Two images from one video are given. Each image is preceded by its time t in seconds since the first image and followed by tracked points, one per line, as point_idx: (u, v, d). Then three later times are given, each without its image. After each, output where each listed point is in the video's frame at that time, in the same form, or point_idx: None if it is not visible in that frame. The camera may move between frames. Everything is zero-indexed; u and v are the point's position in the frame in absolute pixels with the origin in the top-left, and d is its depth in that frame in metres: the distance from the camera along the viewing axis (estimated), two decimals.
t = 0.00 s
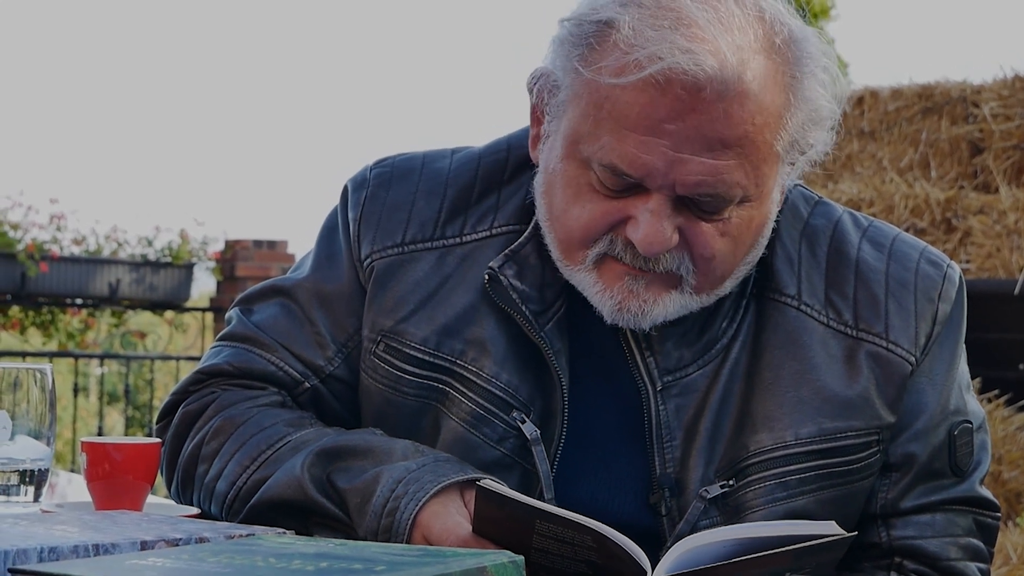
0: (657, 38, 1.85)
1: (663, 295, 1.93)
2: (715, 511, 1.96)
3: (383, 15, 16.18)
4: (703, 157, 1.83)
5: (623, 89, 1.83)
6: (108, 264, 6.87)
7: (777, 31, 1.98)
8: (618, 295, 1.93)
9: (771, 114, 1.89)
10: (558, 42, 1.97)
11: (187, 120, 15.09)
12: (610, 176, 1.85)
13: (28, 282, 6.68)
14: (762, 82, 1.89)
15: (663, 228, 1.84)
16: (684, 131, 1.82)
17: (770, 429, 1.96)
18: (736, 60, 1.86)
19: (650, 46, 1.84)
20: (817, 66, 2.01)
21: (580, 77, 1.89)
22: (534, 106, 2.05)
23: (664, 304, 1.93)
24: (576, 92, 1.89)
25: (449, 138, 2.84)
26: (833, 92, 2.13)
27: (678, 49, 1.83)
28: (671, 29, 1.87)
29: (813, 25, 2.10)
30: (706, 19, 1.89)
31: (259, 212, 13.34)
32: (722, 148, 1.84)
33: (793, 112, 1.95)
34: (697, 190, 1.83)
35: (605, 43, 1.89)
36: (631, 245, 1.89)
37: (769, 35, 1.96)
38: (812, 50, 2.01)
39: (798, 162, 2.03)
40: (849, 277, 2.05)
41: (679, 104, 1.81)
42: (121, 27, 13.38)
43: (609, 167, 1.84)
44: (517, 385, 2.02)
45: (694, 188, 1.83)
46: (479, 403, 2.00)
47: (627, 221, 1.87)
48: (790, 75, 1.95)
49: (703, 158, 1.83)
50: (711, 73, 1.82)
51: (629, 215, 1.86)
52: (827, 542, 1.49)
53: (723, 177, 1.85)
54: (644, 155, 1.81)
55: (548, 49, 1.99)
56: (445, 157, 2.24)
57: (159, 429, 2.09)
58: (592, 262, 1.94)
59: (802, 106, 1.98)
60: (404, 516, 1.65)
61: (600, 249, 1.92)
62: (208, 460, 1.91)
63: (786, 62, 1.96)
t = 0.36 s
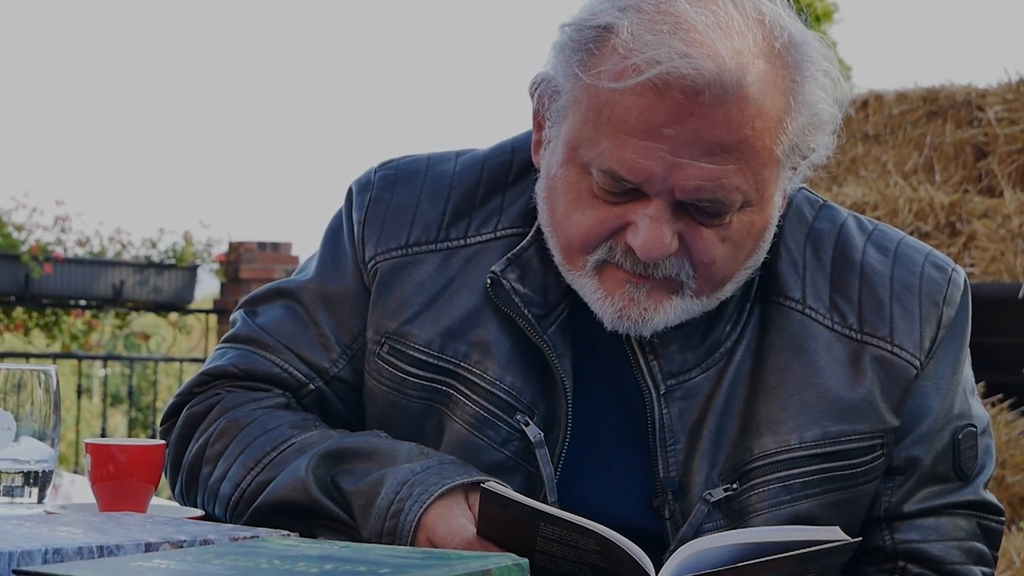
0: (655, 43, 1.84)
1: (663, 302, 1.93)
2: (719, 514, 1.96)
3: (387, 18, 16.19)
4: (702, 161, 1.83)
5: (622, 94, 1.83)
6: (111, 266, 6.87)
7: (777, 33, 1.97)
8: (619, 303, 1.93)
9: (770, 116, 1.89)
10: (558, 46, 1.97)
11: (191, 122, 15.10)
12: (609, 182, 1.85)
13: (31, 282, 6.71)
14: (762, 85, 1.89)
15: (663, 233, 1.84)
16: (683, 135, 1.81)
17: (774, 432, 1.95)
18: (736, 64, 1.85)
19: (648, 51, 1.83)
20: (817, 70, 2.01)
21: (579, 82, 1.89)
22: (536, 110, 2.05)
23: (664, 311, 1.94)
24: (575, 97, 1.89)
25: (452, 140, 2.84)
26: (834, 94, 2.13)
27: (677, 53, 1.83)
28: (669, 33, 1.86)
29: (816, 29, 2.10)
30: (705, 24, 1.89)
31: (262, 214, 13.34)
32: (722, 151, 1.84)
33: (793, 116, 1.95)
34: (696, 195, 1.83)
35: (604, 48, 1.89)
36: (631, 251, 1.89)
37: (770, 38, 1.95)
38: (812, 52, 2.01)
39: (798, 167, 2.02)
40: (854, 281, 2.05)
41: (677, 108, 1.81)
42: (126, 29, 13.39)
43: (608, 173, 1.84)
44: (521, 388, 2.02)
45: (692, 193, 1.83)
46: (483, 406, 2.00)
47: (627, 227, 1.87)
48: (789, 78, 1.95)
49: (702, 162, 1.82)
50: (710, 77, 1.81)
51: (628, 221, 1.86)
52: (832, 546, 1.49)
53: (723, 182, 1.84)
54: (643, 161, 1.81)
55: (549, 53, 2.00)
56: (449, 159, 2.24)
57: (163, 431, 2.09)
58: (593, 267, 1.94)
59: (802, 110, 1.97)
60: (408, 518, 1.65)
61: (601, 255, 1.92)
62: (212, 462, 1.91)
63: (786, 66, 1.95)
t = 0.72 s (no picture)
0: (659, 44, 1.84)
1: (671, 298, 1.93)
2: (722, 516, 1.96)
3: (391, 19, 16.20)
4: (707, 163, 1.83)
5: (626, 96, 1.83)
6: (115, 266, 6.91)
7: (781, 35, 1.97)
8: (626, 298, 1.93)
9: (775, 117, 1.89)
10: (562, 49, 1.97)
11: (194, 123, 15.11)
12: (614, 184, 1.85)
13: (35, 282, 6.68)
14: (766, 87, 1.89)
15: (667, 234, 1.85)
16: (687, 137, 1.81)
17: (777, 435, 1.95)
18: (740, 66, 1.85)
19: (652, 52, 1.83)
20: (821, 71, 2.01)
21: (584, 84, 1.89)
22: (540, 113, 2.05)
23: (672, 306, 1.93)
24: (580, 99, 1.89)
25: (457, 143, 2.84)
26: (839, 96, 2.12)
27: (681, 54, 1.82)
28: (673, 34, 1.86)
29: (820, 32, 2.10)
30: (709, 26, 1.89)
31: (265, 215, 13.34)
32: (726, 153, 1.84)
33: (797, 118, 1.94)
34: (701, 196, 1.83)
35: (608, 50, 1.89)
36: (637, 252, 1.89)
37: (773, 40, 1.95)
38: (816, 54, 2.00)
39: (802, 169, 2.02)
40: (857, 284, 2.05)
41: (681, 109, 1.81)
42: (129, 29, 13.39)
43: (612, 175, 1.84)
44: (525, 391, 2.02)
45: (697, 195, 1.83)
46: (487, 409, 2.00)
47: (632, 228, 1.87)
48: (793, 80, 1.95)
49: (706, 164, 1.82)
50: (714, 78, 1.81)
51: (633, 223, 1.87)
52: (836, 547, 1.49)
53: (727, 183, 1.84)
54: (647, 162, 1.81)
55: (553, 56, 2.00)
56: (454, 162, 2.25)
57: (167, 432, 2.09)
58: (598, 268, 1.94)
59: (806, 112, 1.97)
60: (412, 519, 1.65)
61: (606, 257, 1.92)
62: (216, 462, 1.91)
63: (789, 69, 1.95)
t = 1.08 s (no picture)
0: (660, 44, 1.85)
1: (674, 298, 1.93)
2: (722, 516, 1.96)
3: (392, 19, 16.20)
4: (709, 162, 1.83)
5: (627, 96, 1.83)
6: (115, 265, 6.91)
7: (782, 34, 1.97)
8: (630, 299, 1.93)
9: (776, 117, 1.89)
10: (562, 50, 1.97)
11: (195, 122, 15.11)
12: (616, 184, 1.85)
13: (35, 281, 6.69)
14: (767, 86, 1.89)
15: (670, 234, 1.85)
16: (688, 137, 1.81)
17: (777, 435, 1.95)
18: (741, 65, 1.85)
19: (653, 52, 1.83)
20: (821, 70, 2.01)
21: (585, 84, 1.89)
22: (541, 114, 2.06)
23: (675, 307, 1.93)
24: (581, 100, 1.89)
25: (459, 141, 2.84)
26: (840, 95, 2.12)
27: (682, 54, 1.83)
28: (674, 34, 1.86)
29: (821, 32, 2.10)
30: (710, 26, 1.89)
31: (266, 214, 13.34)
32: (728, 152, 1.84)
33: (798, 117, 1.94)
34: (703, 196, 1.83)
35: (610, 50, 1.89)
36: (639, 253, 1.89)
37: (774, 39, 1.95)
38: (817, 53, 2.00)
39: (803, 169, 2.02)
40: (858, 284, 2.05)
41: (683, 109, 1.81)
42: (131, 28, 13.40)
43: (614, 175, 1.84)
44: (526, 391, 2.02)
45: (699, 194, 1.83)
46: (487, 408, 2.00)
47: (635, 229, 1.87)
48: (795, 79, 1.95)
49: (708, 163, 1.82)
50: (716, 78, 1.81)
51: (636, 223, 1.87)
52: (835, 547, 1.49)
53: (729, 182, 1.85)
54: (650, 162, 1.81)
55: (554, 57, 2.00)
56: (456, 160, 2.25)
57: (167, 430, 2.09)
58: (601, 269, 1.94)
59: (808, 111, 1.97)
60: (412, 518, 1.65)
61: (608, 258, 1.92)
62: (216, 461, 1.92)
63: (791, 68, 1.95)
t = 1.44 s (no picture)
0: (663, 38, 1.85)
1: (673, 297, 1.93)
2: (722, 513, 1.95)
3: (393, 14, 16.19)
4: (711, 156, 1.82)
5: (630, 89, 1.83)
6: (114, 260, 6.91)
7: (785, 30, 1.97)
8: (630, 297, 1.93)
9: (778, 111, 1.89)
10: (565, 45, 1.97)
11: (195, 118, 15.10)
12: (618, 178, 1.85)
13: (36, 277, 6.68)
14: (770, 81, 1.89)
15: (671, 229, 1.84)
16: (691, 130, 1.81)
17: (777, 432, 1.95)
18: (744, 59, 1.86)
19: (657, 46, 1.83)
20: (824, 66, 2.01)
21: (588, 79, 1.89)
22: (543, 110, 2.06)
23: (674, 306, 1.93)
24: (584, 94, 1.89)
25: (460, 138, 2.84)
26: (842, 92, 2.12)
27: (685, 47, 1.83)
28: (677, 28, 1.86)
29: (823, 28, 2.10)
30: (714, 20, 1.89)
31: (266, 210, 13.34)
32: (730, 147, 1.83)
33: (800, 113, 1.94)
34: (706, 189, 1.83)
35: (613, 44, 1.89)
36: (641, 247, 1.89)
37: (777, 34, 1.95)
38: (820, 49, 2.01)
39: (805, 165, 2.02)
40: (858, 281, 2.05)
41: (686, 102, 1.81)
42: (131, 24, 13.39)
43: (617, 169, 1.84)
44: (526, 387, 2.02)
45: (702, 188, 1.83)
46: (487, 404, 2.00)
47: (637, 223, 1.87)
48: (798, 74, 1.95)
49: (711, 157, 1.82)
50: (719, 71, 1.81)
51: (638, 218, 1.86)
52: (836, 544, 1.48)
53: (731, 176, 1.84)
54: (652, 156, 1.81)
55: (556, 53, 1.99)
56: (457, 157, 2.25)
57: (168, 426, 2.10)
58: (602, 265, 1.94)
59: (810, 106, 1.97)
60: (413, 514, 1.65)
61: (610, 253, 1.92)
62: (216, 457, 1.92)
63: (794, 63, 1.95)
